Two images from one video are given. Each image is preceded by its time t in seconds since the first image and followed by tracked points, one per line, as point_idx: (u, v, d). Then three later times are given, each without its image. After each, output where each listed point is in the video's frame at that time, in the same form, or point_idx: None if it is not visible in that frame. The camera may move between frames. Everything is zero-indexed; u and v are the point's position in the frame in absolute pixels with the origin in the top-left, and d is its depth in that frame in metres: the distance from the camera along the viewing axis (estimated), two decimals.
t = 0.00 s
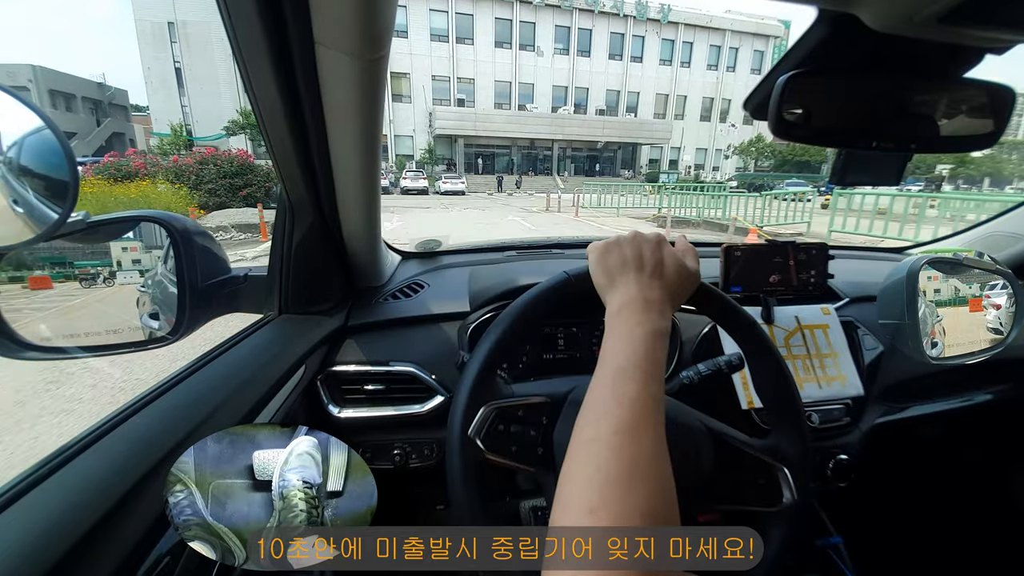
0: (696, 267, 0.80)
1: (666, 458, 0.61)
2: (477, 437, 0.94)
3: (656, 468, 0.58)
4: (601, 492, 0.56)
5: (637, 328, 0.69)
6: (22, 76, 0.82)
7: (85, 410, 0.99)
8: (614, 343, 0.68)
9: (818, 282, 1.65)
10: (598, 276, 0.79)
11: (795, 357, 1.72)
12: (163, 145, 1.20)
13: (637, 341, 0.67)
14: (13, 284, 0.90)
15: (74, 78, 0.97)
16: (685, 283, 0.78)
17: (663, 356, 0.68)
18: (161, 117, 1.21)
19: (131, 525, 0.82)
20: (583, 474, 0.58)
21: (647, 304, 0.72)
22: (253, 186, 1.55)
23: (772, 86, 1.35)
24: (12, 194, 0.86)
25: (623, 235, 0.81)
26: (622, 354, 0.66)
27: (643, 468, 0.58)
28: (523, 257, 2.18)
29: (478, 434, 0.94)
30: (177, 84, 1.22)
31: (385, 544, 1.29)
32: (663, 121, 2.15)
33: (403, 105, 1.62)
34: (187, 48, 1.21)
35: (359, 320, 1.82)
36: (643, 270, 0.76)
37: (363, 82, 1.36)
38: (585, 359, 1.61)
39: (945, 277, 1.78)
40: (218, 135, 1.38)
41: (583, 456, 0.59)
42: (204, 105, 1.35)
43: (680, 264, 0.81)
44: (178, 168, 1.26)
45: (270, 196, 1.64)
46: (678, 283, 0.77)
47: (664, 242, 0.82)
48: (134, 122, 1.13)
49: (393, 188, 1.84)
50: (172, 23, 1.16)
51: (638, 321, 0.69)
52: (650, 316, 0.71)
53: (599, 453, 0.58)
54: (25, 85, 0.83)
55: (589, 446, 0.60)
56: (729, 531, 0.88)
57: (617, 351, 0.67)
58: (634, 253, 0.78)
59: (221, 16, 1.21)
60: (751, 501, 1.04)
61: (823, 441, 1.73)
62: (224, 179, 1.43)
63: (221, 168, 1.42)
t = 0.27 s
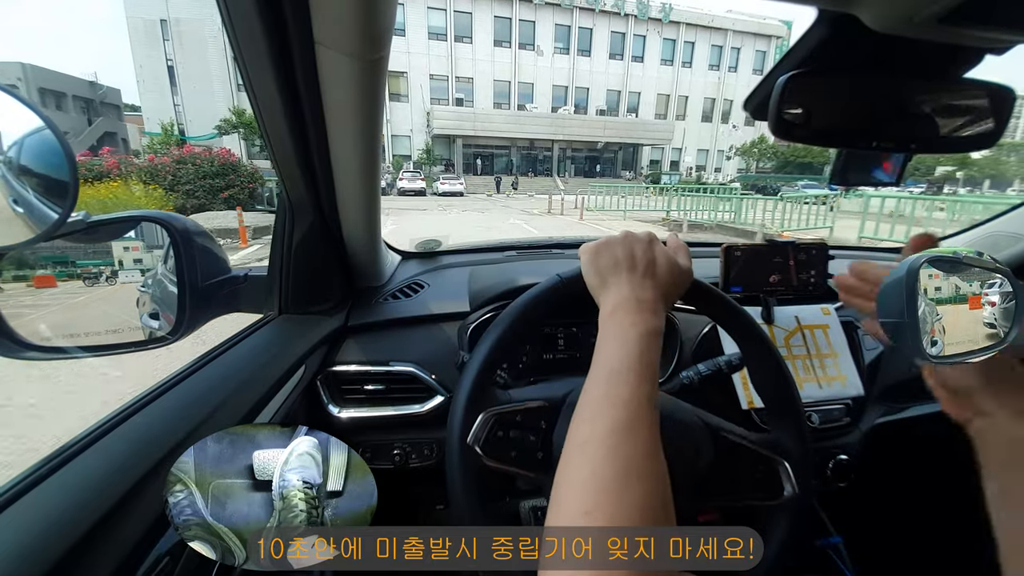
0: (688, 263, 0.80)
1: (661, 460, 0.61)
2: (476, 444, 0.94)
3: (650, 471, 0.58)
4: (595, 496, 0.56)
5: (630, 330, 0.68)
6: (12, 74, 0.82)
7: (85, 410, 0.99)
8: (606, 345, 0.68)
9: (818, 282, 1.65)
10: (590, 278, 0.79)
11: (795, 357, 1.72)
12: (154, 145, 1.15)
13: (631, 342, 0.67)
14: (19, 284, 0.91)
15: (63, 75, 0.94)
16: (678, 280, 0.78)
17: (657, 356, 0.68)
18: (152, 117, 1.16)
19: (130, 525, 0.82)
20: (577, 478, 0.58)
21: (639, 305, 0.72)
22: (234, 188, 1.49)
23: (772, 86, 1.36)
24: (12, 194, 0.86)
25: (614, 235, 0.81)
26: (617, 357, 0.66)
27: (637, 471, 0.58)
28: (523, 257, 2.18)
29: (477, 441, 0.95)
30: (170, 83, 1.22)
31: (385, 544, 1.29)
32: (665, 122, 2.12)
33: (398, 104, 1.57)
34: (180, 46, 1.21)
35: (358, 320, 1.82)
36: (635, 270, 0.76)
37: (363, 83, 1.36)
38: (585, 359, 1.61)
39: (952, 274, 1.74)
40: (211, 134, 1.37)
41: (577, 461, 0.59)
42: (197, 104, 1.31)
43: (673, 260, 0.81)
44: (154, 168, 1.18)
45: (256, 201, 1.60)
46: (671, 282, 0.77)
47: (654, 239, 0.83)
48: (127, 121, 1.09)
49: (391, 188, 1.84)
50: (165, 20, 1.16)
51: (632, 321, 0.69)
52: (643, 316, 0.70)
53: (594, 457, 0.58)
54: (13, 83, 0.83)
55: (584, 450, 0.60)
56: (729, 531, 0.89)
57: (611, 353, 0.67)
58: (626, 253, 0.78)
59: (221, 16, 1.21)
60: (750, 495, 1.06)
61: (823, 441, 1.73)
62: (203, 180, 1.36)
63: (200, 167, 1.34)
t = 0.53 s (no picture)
0: (684, 263, 0.80)
1: (657, 462, 0.61)
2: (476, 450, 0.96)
3: (646, 474, 0.58)
4: (590, 500, 0.56)
5: (626, 332, 0.68)
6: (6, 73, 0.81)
7: (85, 411, 0.99)
8: (603, 347, 0.68)
9: (818, 282, 1.66)
10: (587, 280, 0.79)
11: (796, 356, 1.68)
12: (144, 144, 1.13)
13: (626, 343, 0.67)
14: (23, 284, 0.91)
15: (54, 74, 0.91)
16: (675, 281, 0.78)
17: (653, 358, 0.67)
18: (143, 115, 1.13)
19: (130, 526, 0.82)
20: (572, 482, 0.59)
21: (635, 305, 0.72)
22: (215, 189, 1.41)
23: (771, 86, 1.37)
24: (12, 194, 0.86)
25: (611, 235, 0.81)
26: (613, 360, 0.66)
27: (633, 474, 0.58)
28: (523, 257, 2.18)
29: (477, 446, 0.96)
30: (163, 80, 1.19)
31: (385, 544, 1.29)
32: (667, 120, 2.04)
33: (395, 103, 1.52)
34: (172, 43, 1.18)
35: (358, 320, 1.82)
36: (632, 270, 0.76)
37: (362, 83, 1.36)
38: (584, 358, 1.61)
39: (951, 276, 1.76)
40: (203, 134, 1.34)
41: (572, 465, 0.59)
42: (190, 101, 1.28)
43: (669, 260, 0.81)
44: (127, 168, 1.10)
45: (242, 204, 1.55)
46: (667, 282, 0.77)
47: (651, 238, 0.83)
48: (121, 120, 1.08)
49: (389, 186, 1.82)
50: (157, 17, 1.12)
51: (628, 322, 0.69)
52: (639, 317, 0.70)
53: (588, 462, 0.58)
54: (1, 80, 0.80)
55: (579, 454, 0.60)
56: (729, 531, 0.89)
57: (607, 355, 0.66)
58: (622, 254, 0.78)
59: (221, 17, 1.21)
60: (747, 492, 1.07)
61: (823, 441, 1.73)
62: (180, 181, 1.28)
63: (178, 166, 1.26)
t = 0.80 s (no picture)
0: (688, 263, 0.80)
1: (659, 463, 0.61)
2: (476, 445, 0.96)
3: (647, 475, 0.58)
4: (592, 501, 0.56)
5: (629, 333, 0.68)
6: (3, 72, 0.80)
7: (86, 410, 0.99)
8: (606, 348, 0.68)
9: (818, 281, 1.66)
10: (591, 280, 0.79)
11: (795, 356, 1.68)
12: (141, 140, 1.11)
13: (629, 344, 0.67)
14: (26, 284, 0.92)
15: (45, 72, 0.89)
16: (678, 281, 0.78)
17: (656, 359, 0.67)
18: (133, 112, 1.12)
19: (131, 526, 0.82)
20: (574, 484, 0.59)
21: (639, 306, 0.72)
22: (193, 189, 1.34)
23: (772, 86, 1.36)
24: (12, 194, 0.86)
25: (615, 235, 0.81)
26: (615, 361, 0.66)
27: (634, 475, 0.58)
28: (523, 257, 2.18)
29: (477, 442, 0.97)
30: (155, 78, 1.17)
31: (385, 544, 1.29)
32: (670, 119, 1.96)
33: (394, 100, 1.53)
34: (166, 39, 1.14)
35: (358, 320, 1.82)
36: (636, 271, 0.76)
37: (363, 83, 1.36)
38: (584, 358, 1.61)
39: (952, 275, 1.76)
40: (196, 132, 1.32)
41: (576, 467, 0.60)
42: (183, 98, 1.28)
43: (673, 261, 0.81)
44: (97, 167, 1.00)
45: (226, 204, 1.49)
46: (671, 283, 0.77)
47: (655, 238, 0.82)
48: (111, 118, 1.07)
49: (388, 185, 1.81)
50: (150, 13, 1.09)
51: (631, 323, 0.69)
52: (643, 318, 0.70)
53: (590, 464, 0.59)
54: None
55: (582, 456, 0.60)
56: (728, 531, 0.89)
57: (611, 356, 0.66)
58: (626, 254, 0.78)
59: (222, 17, 1.22)
60: (750, 495, 1.06)
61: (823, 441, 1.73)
62: (154, 180, 1.18)
63: (151, 164, 1.17)
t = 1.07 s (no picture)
0: (682, 263, 0.80)
1: (657, 463, 0.61)
2: (476, 451, 0.95)
3: (646, 474, 0.58)
4: (591, 501, 0.56)
5: (625, 333, 0.68)
6: None
7: (86, 411, 1.00)
8: (602, 348, 0.68)
9: (818, 282, 1.66)
10: (584, 280, 0.79)
11: (795, 356, 1.68)
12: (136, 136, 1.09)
13: (625, 344, 0.67)
14: (30, 284, 0.92)
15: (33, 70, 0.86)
16: (672, 281, 0.78)
17: (652, 359, 0.67)
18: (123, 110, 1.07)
19: (131, 525, 0.82)
20: (573, 485, 0.59)
21: (634, 307, 0.72)
22: (168, 190, 1.23)
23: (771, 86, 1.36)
24: (12, 194, 0.87)
25: (609, 235, 0.81)
26: (612, 361, 0.66)
27: (633, 476, 0.58)
28: (523, 257, 2.18)
29: (477, 447, 0.96)
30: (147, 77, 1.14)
31: (385, 544, 1.29)
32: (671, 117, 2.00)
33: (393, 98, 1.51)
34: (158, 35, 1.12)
35: (358, 320, 1.82)
36: (630, 271, 0.76)
37: (363, 83, 1.36)
38: (584, 358, 1.61)
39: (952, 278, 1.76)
40: (189, 130, 1.27)
41: (574, 467, 0.59)
42: (173, 97, 1.24)
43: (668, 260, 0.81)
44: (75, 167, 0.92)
45: (206, 206, 1.40)
46: (666, 283, 0.77)
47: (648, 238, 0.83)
48: (105, 117, 1.04)
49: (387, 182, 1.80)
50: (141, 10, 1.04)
51: (628, 324, 0.69)
52: (638, 318, 0.70)
53: (587, 466, 0.59)
54: None
55: (579, 457, 0.60)
56: (729, 531, 0.89)
57: (608, 356, 0.66)
58: (620, 254, 0.78)
59: (222, 18, 1.21)
60: (750, 494, 1.05)
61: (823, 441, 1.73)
62: (124, 180, 1.08)
63: (121, 163, 1.07)
